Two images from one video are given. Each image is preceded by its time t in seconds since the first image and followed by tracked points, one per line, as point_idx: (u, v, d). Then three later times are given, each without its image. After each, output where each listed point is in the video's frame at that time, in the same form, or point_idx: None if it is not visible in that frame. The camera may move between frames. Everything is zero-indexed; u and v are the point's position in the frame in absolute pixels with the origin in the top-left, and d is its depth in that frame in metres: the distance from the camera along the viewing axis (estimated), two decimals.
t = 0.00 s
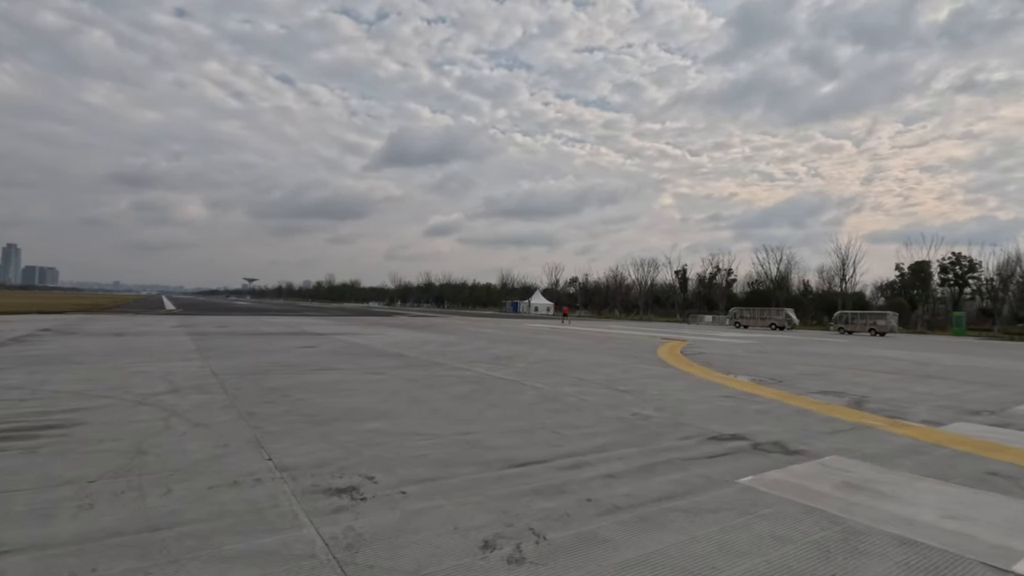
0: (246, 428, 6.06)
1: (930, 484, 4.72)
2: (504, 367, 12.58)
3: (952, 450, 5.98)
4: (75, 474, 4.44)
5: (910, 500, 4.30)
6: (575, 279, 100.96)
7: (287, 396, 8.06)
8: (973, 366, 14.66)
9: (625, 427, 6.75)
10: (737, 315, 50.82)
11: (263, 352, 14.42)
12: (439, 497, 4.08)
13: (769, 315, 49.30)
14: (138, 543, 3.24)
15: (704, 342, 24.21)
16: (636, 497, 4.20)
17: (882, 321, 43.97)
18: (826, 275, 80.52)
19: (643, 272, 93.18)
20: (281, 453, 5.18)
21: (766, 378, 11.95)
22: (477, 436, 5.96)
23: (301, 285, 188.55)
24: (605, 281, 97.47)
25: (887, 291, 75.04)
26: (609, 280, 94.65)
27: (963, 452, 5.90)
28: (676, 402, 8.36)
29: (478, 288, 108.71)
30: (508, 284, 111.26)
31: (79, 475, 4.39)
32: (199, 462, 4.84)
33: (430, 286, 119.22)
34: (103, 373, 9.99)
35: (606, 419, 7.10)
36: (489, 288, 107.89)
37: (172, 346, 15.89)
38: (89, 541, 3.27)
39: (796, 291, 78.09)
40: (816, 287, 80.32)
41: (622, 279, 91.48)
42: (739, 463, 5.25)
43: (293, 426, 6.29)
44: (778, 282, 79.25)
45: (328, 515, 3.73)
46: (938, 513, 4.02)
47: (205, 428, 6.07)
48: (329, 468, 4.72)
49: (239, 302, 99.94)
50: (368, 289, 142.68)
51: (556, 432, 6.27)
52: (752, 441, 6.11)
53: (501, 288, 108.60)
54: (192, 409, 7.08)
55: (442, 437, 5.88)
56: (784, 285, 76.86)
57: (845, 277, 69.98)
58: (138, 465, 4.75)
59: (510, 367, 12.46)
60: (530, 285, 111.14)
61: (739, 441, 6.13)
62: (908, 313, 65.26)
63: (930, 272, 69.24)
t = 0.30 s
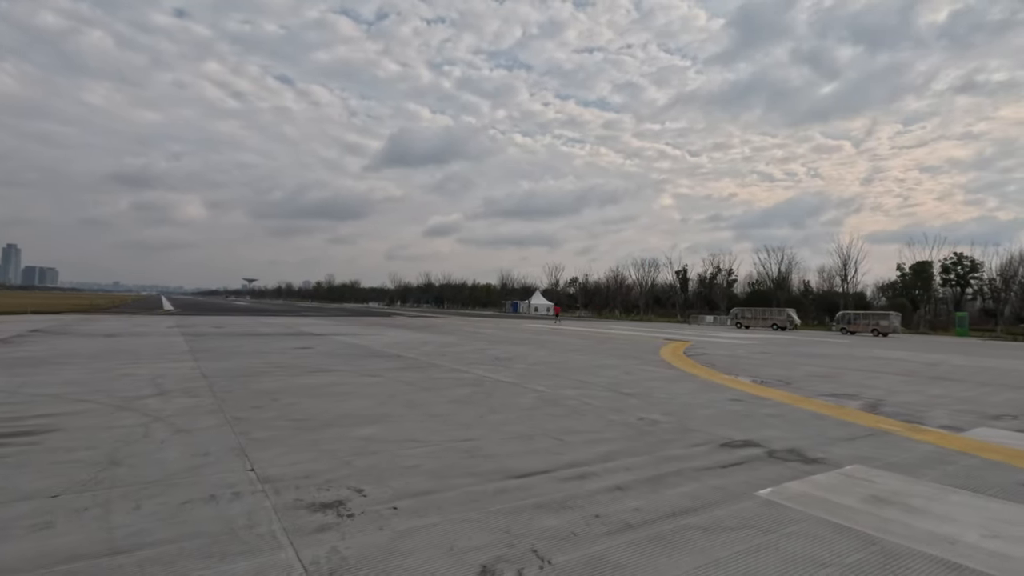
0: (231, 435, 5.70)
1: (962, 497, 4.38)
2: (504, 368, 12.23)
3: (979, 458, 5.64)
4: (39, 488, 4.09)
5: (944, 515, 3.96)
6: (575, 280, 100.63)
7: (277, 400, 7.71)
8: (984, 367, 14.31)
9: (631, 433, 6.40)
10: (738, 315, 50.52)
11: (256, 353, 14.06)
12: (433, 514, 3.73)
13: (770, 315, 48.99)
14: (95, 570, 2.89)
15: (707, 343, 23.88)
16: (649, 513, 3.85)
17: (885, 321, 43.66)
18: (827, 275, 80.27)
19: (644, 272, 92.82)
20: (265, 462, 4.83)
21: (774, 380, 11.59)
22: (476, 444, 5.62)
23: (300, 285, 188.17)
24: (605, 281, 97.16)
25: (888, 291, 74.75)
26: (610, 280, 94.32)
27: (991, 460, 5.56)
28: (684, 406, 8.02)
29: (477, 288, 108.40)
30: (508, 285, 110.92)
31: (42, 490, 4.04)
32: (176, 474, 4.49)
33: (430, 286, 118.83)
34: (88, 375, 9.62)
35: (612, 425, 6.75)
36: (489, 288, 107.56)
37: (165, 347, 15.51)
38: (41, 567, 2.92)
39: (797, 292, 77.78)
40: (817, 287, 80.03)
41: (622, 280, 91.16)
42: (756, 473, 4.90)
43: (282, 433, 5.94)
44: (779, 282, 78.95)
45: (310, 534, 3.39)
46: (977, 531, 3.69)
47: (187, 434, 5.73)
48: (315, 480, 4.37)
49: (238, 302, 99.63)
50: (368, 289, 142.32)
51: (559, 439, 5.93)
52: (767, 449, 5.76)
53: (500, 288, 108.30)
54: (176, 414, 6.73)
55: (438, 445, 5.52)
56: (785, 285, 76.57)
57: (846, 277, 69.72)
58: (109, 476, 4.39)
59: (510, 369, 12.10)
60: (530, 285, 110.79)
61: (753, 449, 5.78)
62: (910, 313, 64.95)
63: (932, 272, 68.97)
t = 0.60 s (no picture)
0: (210, 445, 5.36)
1: (1000, 516, 4.02)
2: (504, 371, 11.88)
3: (1011, 470, 5.28)
4: None
5: (984, 539, 3.60)
6: (576, 280, 100.29)
7: (266, 405, 7.36)
8: (998, 370, 13.90)
9: (638, 441, 6.04)
10: (741, 316, 50.17)
11: (251, 355, 13.73)
12: (421, 538, 3.38)
13: (773, 316, 48.62)
14: None
15: (710, 343, 23.52)
16: (659, 537, 3.49)
17: (890, 321, 43.23)
18: (830, 275, 79.85)
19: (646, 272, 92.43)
20: (244, 476, 4.49)
21: (783, 383, 11.22)
22: (472, 454, 5.27)
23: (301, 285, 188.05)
24: (607, 281, 96.73)
25: (892, 291, 74.30)
26: (611, 280, 93.96)
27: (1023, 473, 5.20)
28: (691, 412, 7.66)
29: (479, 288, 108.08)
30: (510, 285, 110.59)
31: None
32: (145, 491, 4.14)
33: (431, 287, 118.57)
34: (72, 379, 9.28)
35: (616, 433, 6.39)
36: (490, 288, 107.27)
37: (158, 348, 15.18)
38: None
39: (800, 292, 77.35)
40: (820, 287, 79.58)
41: (624, 280, 90.72)
42: (773, 489, 4.54)
43: (266, 442, 5.59)
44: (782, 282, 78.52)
45: (283, 564, 3.03)
46: None
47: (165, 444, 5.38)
48: (295, 497, 4.02)
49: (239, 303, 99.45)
50: (369, 290, 142.08)
51: (561, 449, 5.57)
52: (784, 460, 5.40)
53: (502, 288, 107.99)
54: (157, 421, 6.39)
55: (432, 456, 5.18)
56: (787, 285, 76.14)
57: (849, 277, 69.29)
58: (71, 493, 4.05)
59: (511, 372, 11.74)
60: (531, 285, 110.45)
61: (768, 459, 5.42)
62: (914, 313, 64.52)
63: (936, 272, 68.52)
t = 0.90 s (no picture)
0: (188, 451, 5.02)
1: None
2: (505, 371, 11.53)
3: None
4: None
5: None
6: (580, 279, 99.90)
7: (254, 407, 7.03)
8: (1015, 371, 13.49)
9: (644, 446, 5.68)
10: (747, 314, 49.72)
11: (247, 355, 13.41)
12: (405, 560, 3.02)
13: (779, 315, 48.17)
14: None
15: (716, 343, 23.15)
16: (671, 558, 3.13)
17: (897, 321, 42.77)
18: (835, 274, 79.21)
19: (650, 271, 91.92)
20: (219, 486, 4.14)
21: (793, 384, 10.84)
22: (467, 461, 4.91)
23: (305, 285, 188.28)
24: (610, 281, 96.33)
25: (899, 291, 73.63)
26: (615, 280, 93.49)
27: None
28: (700, 415, 7.29)
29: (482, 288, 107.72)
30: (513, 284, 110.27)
31: None
32: (107, 503, 3.79)
33: (434, 287, 118.39)
34: (57, 380, 8.96)
35: (622, 437, 6.02)
36: (494, 288, 106.96)
37: (153, 348, 14.90)
38: None
39: (806, 291, 76.74)
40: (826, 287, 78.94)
41: (627, 279, 90.28)
42: (794, 500, 4.17)
43: (249, 446, 5.25)
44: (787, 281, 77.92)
45: None
46: None
47: (139, 450, 5.04)
48: (271, 511, 3.68)
49: (242, 302, 99.43)
50: (372, 289, 142.04)
51: (563, 456, 5.21)
52: (802, 467, 5.03)
53: (505, 288, 107.61)
54: (136, 424, 6.05)
55: (424, 463, 4.83)
56: (793, 284, 75.54)
57: (856, 276, 68.68)
58: (28, 504, 3.71)
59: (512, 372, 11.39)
60: (535, 285, 110.07)
61: (785, 467, 5.04)
62: (921, 313, 63.88)
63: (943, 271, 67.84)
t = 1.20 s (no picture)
0: (170, 466, 4.68)
1: None
2: (511, 374, 11.15)
3: None
4: None
5: None
6: (586, 278, 99.41)
7: (247, 415, 6.69)
8: None
9: (660, 459, 5.30)
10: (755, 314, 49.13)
11: (246, 357, 13.10)
12: None
13: (787, 315, 47.56)
14: None
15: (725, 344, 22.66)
16: None
17: (909, 320, 42.07)
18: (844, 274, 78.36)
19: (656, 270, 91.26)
20: (198, 509, 3.79)
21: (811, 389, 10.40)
22: (469, 478, 4.54)
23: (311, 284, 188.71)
24: (616, 280, 95.74)
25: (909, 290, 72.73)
26: (621, 279, 92.93)
27: None
28: (717, 425, 6.88)
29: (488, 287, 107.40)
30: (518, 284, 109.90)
31: None
32: (71, 530, 3.44)
33: (439, 286, 118.16)
34: (48, 384, 8.66)
35: (636, 450, 5.63)
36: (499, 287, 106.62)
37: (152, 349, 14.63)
38: None
39: (814, 290, 75.94)
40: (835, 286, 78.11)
41: (633, 278, 89.66)
42: (830, 526, 3.77)
43: (237, 460, 4.91)
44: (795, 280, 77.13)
45: None
46: None
47: (118, 466, 4.70)
48: (251, 540, 3.32)
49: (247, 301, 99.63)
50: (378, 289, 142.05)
51: (573, 472, 4.83)
52: (833, 485, 4.63)
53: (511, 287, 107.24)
54: (121, 435, 5.73)
55: (423, 480, 4.47)
56: (801, 283, 74.80)
57: (866, 275, 67.83)
58: None
59: (517, 375, 11.01)
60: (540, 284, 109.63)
61: (816, 485, 4.64)
62: (932, 312, 63.01)
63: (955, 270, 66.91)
